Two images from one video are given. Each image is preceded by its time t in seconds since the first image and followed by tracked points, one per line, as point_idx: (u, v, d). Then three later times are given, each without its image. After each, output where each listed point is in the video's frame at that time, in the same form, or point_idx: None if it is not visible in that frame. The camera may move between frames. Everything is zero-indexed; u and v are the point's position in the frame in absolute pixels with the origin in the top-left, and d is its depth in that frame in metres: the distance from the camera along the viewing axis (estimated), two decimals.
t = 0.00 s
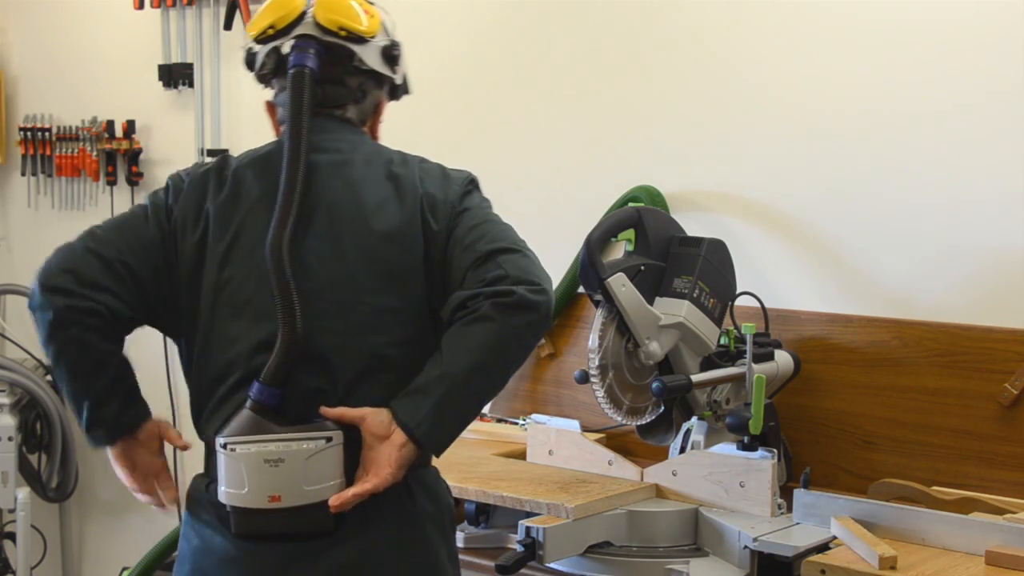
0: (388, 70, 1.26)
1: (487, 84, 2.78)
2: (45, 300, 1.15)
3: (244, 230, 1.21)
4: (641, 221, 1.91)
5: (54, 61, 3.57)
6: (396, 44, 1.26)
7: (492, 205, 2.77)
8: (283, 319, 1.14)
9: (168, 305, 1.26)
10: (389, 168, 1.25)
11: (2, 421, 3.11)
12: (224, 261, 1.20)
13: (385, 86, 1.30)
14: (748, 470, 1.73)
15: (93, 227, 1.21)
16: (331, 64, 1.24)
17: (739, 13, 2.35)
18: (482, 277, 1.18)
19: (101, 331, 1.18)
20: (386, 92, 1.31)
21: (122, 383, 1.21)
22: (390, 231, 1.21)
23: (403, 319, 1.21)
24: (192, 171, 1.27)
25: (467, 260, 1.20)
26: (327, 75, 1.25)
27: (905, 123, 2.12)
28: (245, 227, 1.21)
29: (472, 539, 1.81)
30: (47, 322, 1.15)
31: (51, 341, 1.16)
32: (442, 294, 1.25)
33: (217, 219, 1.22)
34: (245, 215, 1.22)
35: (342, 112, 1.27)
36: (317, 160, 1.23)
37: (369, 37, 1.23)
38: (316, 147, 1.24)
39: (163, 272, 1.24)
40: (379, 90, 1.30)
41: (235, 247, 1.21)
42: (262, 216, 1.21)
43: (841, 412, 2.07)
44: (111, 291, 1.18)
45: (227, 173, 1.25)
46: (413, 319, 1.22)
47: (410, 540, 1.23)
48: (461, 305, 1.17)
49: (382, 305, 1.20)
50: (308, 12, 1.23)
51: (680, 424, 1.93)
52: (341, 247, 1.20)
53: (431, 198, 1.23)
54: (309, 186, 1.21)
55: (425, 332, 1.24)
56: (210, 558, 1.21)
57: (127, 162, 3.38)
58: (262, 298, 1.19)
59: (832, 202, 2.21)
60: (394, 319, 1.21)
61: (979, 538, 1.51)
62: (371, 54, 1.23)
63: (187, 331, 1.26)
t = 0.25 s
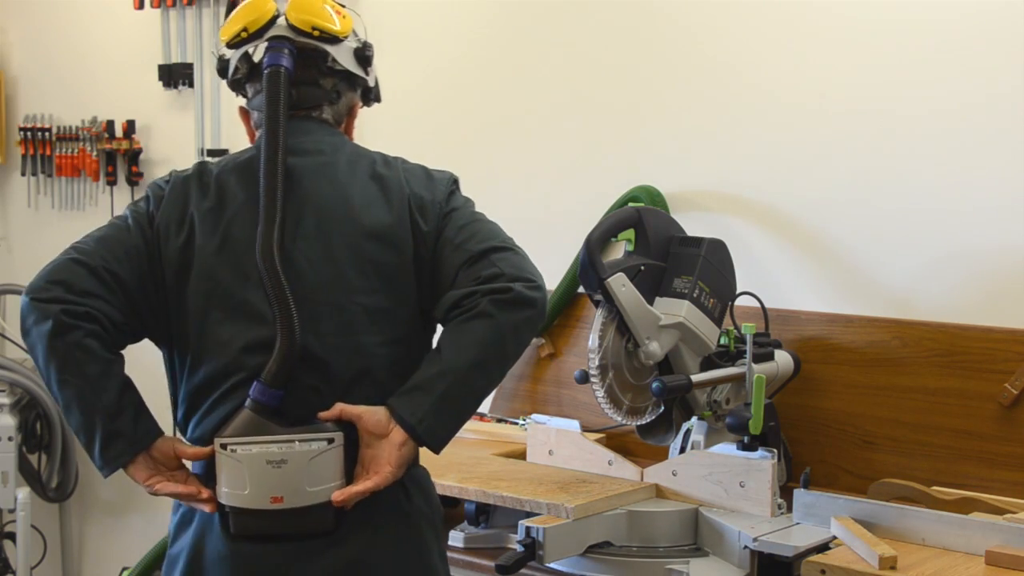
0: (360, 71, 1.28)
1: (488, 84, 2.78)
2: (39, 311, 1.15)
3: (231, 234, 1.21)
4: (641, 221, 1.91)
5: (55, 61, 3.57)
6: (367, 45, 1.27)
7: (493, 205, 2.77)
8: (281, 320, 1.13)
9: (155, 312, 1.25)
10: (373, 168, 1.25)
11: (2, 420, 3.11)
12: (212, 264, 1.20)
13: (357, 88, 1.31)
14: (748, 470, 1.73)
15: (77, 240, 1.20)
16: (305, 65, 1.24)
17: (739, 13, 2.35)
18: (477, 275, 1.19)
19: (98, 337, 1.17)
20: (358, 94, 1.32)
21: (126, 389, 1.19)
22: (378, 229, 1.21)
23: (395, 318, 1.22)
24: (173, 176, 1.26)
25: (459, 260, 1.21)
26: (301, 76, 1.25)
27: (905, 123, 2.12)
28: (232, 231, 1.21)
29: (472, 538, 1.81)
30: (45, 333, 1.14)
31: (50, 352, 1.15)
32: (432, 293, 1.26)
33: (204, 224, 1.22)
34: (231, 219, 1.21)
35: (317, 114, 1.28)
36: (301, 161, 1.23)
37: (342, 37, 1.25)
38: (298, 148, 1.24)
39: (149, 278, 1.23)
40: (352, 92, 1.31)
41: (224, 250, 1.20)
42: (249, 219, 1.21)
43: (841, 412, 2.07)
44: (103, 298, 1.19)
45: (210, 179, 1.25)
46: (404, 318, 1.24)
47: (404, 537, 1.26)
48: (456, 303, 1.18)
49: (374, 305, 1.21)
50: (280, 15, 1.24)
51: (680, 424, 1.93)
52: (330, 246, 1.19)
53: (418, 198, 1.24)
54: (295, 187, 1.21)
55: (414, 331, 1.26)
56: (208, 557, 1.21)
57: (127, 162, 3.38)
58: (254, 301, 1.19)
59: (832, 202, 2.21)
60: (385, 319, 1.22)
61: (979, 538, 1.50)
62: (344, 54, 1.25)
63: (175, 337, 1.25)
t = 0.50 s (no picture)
0: (351, 69, 1.28)
1: (488, 84, 2.78)
2: (34, 319, 1.15)
3: (221, 236, 1.21)
4: (641, 221, 1.91)
5: (54, 61, 3.57)
6: (358, 43, 1.28)
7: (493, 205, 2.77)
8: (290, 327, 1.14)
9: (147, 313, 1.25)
10: (363, 169, 1.25)
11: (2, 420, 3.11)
12: (202, 267, 1.20)
13: (348, 86, 1.32)
14: (748, 470, 1.73)
15: (69, 245, 1.20)
16: (297, 63, 1.25)
17: (738, 13, 2.35)
18: (468, 275, 1.18)
19: (96, 342, 1.18)
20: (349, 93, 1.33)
21: (125, 393, 1.19)
22: (367, 230, 1.20)
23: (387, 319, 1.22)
24: (163, 176, 1.26)
25: (450, 260, 1.20)
26: (292, 76, 1.26)
27: (905, 124, 2.12)
28: (222, 233, 1.21)
29: (472, 538, 1.81)
30: (43, 340, 1.14)
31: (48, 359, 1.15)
32: (423, 293, 1.26)
33: (194, 226, 1.22)
34: (222, 221, 1.21)
35: (308, 112, 1.28)
36: (290, 163, 1.23)
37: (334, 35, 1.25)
38: (288, 148, 1.24)
39: (141, 279, 1.23)
40: (343, 90, 1.31)
41: (214, 252, 1.21)
42: (239, 221, 1.21)
43: (841, 412, 2.07)
44: (98, 302, 1.19)
45: (199, 180, 1.25)
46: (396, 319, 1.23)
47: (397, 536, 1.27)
48: (449, 304, 1.18)
49: (366, 306, 1.21)
50: (272, 12, 1.23)
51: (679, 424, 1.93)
52: (319, 248, 1.19)
53: (408, 197, 1.23)
54: (284, 189, 1.21)
55: (407, 332, 1.26)
56: (201, 553, 1.22)
57: (127, 162, 3.38)
58: (246, 303, 1.19)
59: (831, 203, 2.21)
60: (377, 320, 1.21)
61: (978, 538, 1.51)
62: (336, 52, 1.25)
63: (169, 339, 1.25)
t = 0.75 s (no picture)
0: (352, 69, 1.28)
1: (488, 84, 2.78)
2: (25, 322, 1.15)
3: (213, 238, 1.21)
4: (641, 221, 1.91)
5: (54, 61, 3.57)
6: (360, 43, 1.28)
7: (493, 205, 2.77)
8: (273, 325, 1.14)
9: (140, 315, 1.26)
10: (357, 172, 1.24)
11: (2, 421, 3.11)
12: (194, 271, 1.20)
13: (349, 85, 1.31)
14: (748, 471, 1.73)
15: (62, 248, 1.20)
16: (297, 62, 1.25)
17: (738, 12, 2.35)
18: (456, 283, 1.18)
19: (86, 345, 1.17)
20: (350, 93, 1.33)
21: (115, 395, 1.19)
22: (359, 234, 1.20)
23: (377, 322, 1.22)
24: (157, 177, 1.26)
25: (439, 266, 1.20)
26: (292, 74, 1.26)
27: (905, 123, 2.12)
28: (214, 234, 1.21)
29: (472, 538, 1.81)
30: (32, 344, 1.14)
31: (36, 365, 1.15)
32: (414, 297, 1.25)
33: (187, 227, 1.22)
34: (214, 223, 1.22)
35: (307, 111, 1.28)
36: (284, 165, 1.23)
37: (335, 35, 1.25)
38: (283, 150, 1.24)
39: (133, 282, 1.24)
40: (344, 89, 1.31)
41: (206, 254, 1.21)
42: (232, 222, 1.21)
43: (841, 411, 2.07)
44: (89, 305, 1.19)
45: (194, 181, 1.25)
46: (386, 322, 1.23)
47: (387, 539, 1.26)
48: (435, 311, 1.18)
49: (355, 310, 1.20)
50: (273, 11, 1.24)
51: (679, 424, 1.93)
52: (310, 251, 1.19)
53: (400, 202, 1.23)
54: (278, 191, 1.21)
55: (398, 334, 1.25)
56: (187, 556, 1.22)
57: (127, 162, 3.38)
58: (236, 306, 1.19)
59: (830, 203, 2.21)
60: (367, 324, 1.21)
61: (978, 538, 1.51)
62: (337, 52, 1.25)
63: (162, 341, 1.25)
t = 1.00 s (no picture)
0: (353, 69, 1.28)
1: (488, 84, 2.78)
2: (21, 324, 1.15)
3: (208, 238, 1.21)
4: (641, 221, 1.91)
5: (55, 61, 3.57)
6: (360, 44, 1.28)
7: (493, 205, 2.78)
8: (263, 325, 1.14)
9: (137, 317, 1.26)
10: (353, 172, 1.24)
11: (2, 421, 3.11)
12: (189, 273, 1.20)
13: (351, 84, 1.31)
14: (748, 471, 1.73)
15: (59, 249, 1.21)
16: (296, 62, 1.25)
17: (738, 12, 2.35)
18: (447, 283, 1.17)
19: (81, 348, 1.18)
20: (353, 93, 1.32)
21: (110, 398, 1.19)
22: (352, 234, 1.20)
23: (372, 323, 1.22)
24: (155, 178, 1.26)
25: (431, 266, 1.20)
26: (292, 75, 1.26)
27: (905, 124, 2.12)
28: (209, 235, 1.21)
29: (472, 538, 1.81)
30: (27, 347, 1.15)
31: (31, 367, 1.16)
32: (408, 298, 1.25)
33: (182, 228, 1.22)
34: (209, 223, 1.22)
35: (308, 110, 1.28)
36: (279, 165, 1.23)
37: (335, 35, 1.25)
38: (280, 149, 1.24)
39: (131, 284, 1.23)
40: (345, 89, 1.30)
41: (201, 254, 1.21)
42: (226, 222, 1.21)
43: (841, 411, 2.07)
44: (86, 308, 1.19)
45: (191, 181, 1.25)
46: (381, 322, 1.22)
47: (381, 541, 1.25)
48: (425, 312, 1.17)
49: (348, 310, 1.20)
50: (273, 10, 1.24)
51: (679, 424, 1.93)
52: (303, 252, 1.19)
53: (394, 202, 1.22)
54: (273, 190, 1.22)
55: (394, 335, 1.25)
56: (181, 556, 1.22)
57: (127, 162, 3.38)
58: (229, 306, 1.19)
59: (830, 203, 2.21)
60: (361, 323, 1.21)
61: (979, 538, 1.51)
62: (337, 52, 1.25)
63: (159, 342, 1.25)
